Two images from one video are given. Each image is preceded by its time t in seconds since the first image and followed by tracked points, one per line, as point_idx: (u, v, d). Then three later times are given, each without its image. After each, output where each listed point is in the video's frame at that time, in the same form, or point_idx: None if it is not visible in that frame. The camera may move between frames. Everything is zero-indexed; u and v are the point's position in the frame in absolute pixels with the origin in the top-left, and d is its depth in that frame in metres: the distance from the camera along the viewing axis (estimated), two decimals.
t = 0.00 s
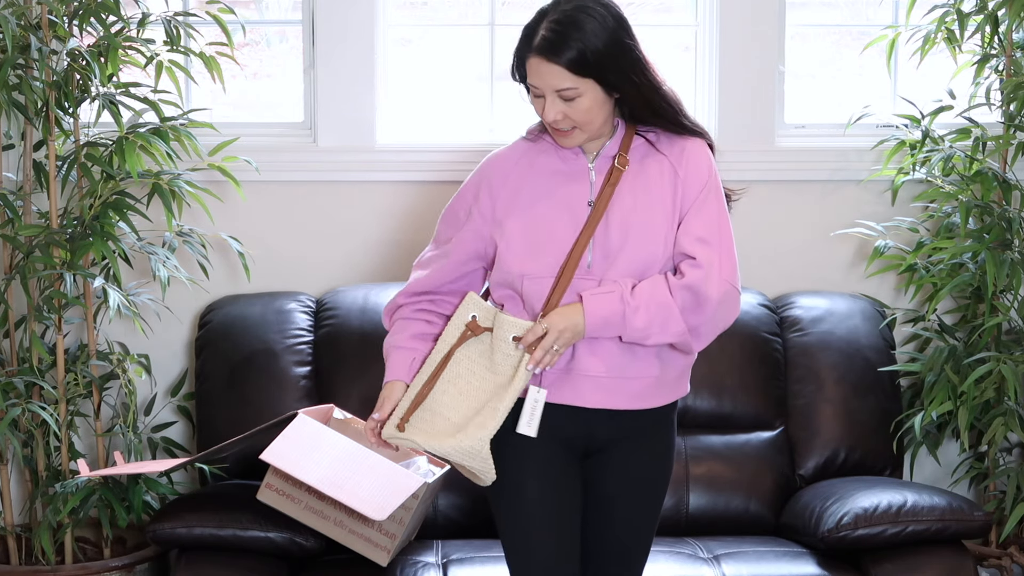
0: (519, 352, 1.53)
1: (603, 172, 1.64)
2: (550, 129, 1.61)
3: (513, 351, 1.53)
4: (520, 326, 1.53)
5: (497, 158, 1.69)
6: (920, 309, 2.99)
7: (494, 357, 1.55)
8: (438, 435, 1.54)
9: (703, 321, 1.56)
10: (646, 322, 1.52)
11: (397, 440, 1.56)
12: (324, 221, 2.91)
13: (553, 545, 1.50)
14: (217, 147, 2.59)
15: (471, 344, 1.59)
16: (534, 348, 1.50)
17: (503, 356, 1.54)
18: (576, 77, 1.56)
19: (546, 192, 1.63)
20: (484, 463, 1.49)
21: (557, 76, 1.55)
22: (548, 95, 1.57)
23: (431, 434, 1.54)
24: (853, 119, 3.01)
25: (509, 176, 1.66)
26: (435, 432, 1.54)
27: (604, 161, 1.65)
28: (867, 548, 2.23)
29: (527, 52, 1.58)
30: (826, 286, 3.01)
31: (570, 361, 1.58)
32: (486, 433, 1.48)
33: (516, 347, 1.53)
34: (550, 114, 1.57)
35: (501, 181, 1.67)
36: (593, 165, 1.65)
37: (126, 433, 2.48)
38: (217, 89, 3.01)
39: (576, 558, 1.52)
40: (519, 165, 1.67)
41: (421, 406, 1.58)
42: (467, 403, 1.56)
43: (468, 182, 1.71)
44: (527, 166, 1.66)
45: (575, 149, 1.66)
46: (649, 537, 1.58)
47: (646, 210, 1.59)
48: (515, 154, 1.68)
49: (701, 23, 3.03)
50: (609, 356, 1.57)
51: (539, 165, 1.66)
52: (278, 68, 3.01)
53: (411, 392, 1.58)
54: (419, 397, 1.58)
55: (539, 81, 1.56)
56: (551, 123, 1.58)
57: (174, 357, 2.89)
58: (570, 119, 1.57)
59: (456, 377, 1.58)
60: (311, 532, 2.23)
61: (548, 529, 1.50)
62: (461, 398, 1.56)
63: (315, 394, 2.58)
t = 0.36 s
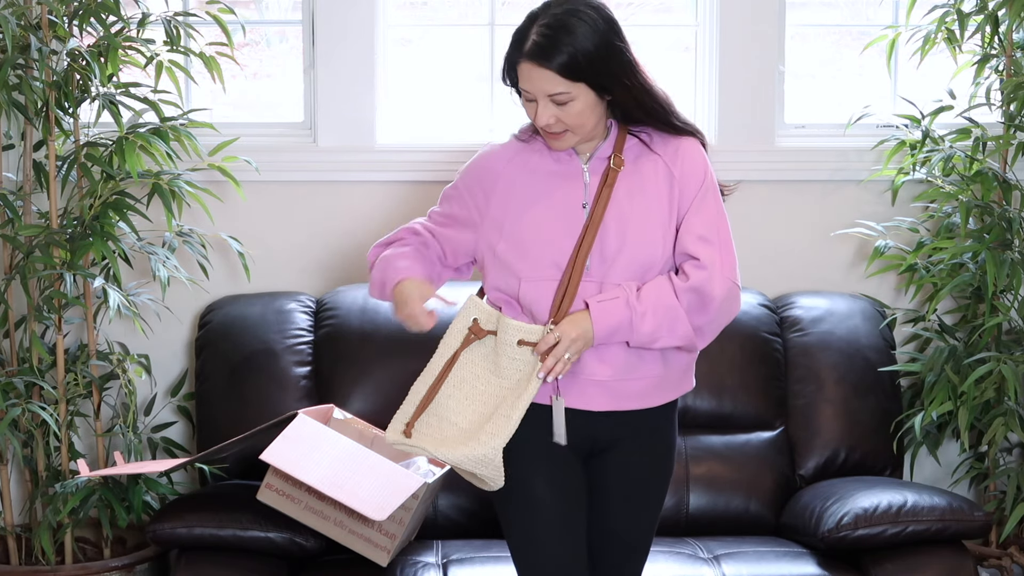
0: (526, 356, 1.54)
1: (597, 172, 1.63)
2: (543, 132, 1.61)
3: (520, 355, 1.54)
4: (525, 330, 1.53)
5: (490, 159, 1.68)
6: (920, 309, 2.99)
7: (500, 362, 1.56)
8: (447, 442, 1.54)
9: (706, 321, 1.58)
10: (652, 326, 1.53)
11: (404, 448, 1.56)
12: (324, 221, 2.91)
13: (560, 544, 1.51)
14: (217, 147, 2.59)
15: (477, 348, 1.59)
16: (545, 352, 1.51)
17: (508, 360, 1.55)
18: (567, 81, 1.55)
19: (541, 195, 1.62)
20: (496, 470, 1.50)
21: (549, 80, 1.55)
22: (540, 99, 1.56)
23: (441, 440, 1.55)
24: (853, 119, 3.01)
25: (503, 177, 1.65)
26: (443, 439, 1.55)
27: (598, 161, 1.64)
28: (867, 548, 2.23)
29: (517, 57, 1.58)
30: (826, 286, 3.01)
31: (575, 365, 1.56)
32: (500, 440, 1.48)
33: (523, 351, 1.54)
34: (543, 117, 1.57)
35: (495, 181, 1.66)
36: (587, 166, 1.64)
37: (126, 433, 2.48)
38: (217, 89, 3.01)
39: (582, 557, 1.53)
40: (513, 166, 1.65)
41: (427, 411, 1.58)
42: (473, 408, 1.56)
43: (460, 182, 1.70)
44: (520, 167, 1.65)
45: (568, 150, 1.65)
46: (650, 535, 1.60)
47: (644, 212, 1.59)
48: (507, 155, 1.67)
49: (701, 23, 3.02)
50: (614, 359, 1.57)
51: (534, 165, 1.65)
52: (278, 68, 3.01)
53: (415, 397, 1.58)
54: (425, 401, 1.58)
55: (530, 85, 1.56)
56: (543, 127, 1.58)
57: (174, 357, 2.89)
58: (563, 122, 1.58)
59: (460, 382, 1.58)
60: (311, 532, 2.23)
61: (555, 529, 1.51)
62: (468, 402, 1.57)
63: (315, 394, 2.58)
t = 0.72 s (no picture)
0: (526, 355, 1.53)
1: (601, 174, 1.63)
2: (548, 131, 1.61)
3: (520, 354, 1.54)
4: (523, 329, 1.53)
5: (493, 158, 1.67)
6: (920, 309, 2.99)
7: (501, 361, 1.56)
8: (450, 443, 1.54)
9: (707, 325, 1.58)
10: (654, 329, 1.54)
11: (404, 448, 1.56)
12: (324, 221, 2.91)
13: (560, 544, 1.51)
14: (217, 147, 2.59)
15: (477, 346, 1.60)
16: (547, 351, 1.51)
17: (509, 360, 1.55)
18: (574, 80, 1.55)
19: (546, 195, 1.62)
20: (501, 472, 1.49)
21: (556, 78, 1.55)
22: (546, 97, 1.56)
23: (443, 441, 1.55)
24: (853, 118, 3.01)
25: (507, 175, 1.65)
26: (447, 440, 1.55)
27: (602, 163, 1.64)
28: (867, 548, 2.23)
29: (525, 54, 1.58)
30: (826, 286, 3.00)
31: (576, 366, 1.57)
32: (505, 441, 1.48)
33: (523, 349, 1.53)
34: (548, 116, 1.57)
35: (499, 180, 1.66)
36: (592, 167, 1.64)
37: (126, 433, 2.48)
38: (217, 89, 3.01)
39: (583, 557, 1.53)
40: (516, 165, 1.65)
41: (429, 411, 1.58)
42: (475, 408, 1.56)
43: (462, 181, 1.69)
44: (523, 167, 1.65)
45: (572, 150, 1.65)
46: (650, 535, 1.59)
47: (648, 213, 1.59)
48: (511, 153, 1.67)
49: (701, 23, 3.02)
50: (615, 360, 1.57)
51: (537, 166, 1.64)
52: (278, 68, 3.01)
53: (417, 397, 1.59)
54: (428, 400, 1.58)
55: (537, 82, 1.56)
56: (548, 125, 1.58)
57: (174, 356, 2.89)
58: (569, 122, 1.57)
59: (462, 382, 1.58)
60: (311, 532, 2.22)
61: (556, 528, 1.51)
62: (470, 402, 1.57)
63: (315, 394, 2.58)
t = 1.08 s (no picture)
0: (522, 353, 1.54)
1: (603, 173, 1.63)
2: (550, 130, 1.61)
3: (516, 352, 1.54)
4: (521, 326, 1.52)
5: (496, 157, 1.67)
6: (920, 309, 2.99)
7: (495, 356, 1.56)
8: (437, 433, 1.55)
9: (706, 324, 1.59)
10: (652, 325, 1.54)
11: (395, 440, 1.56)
12: (324, 221, 2.91)
13: (565, 544, 1.51)
14: (217, 147, 2.59)
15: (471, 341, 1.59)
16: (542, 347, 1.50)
17: (503, 355, 1.54)
18: (580, 78, 1.56)
19: (545, 192, 1.62)
20: (485, 462, 1.51)
21: (561, 76, 1.55)
22: (551, 94, 1.56)
23: (433, 433, 1.56)
24: (853, 118, 3.01)
25: (507, 174, 1.65)
26: (435, 432, 1.56)
27: (605, 162, 1.64)
28: (867, 548, 2.23)
29: (530, 52, 1.58)
30: (826, 286, 3.00)
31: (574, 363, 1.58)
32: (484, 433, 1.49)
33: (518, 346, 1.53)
34: (552, 114, 1.57)
35: (500, 180, 1.65)
36: (594, 166, 1.64)
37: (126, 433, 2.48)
38: (217, 89, 3.01)
39: (585, 558, 1.53)
40: (518, 163, 1.65)
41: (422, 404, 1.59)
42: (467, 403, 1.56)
43: (461, 180, 1.69)
44: (525, 164, 1.65)
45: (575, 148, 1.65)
46: (654, 536, 1.59)
47: (647, 211, 1.59)
48: (513, 151, 1.67)
49: (701, 23, 3.02)
50: (613, 358, 1.58)
51: (540, 164, 1.64)
52: (278, 68, 3.01)
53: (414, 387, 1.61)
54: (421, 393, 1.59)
55: (542, 80, 1.56)
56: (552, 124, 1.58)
57: (174, 357, 2.89)
58: (572, 121, 1.57)
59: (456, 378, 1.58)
60: (311, 532, 2.22)
61: (560, 529, 1.51)
62: (462, 397, 1.57)
63: (315, 394, 2.58)
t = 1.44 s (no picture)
0: (532, 356, 1.53)
1: (608, 170, 1.63)
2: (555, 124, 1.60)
3: (526, 355, 1.53)
4: (533, 329, 1.52)
5: (500, 153, 1.66)
6: (920, 309, 2.99)
7: (505, 359, 1.55)
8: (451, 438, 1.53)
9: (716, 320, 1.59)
10: (663, 327, 1.54)
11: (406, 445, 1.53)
12: (324, 221, 2.91)
13: (566, 545, 1.51)
14: (217, 147, 2.59)
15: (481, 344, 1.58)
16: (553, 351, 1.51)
17: (515, 359, 1.54)
18: (587, 71, 1.56)
19: (553, 188, 1.61)
20: (501, 468, 1.49)
21: (571, 67, 1.55)
22: (558, 86, 1.56)
23: (445, 438, 1.53)
24: (854, 118, 3.01)
25: (514, 171, 1.64)
26: (449, 437, 1.54)
27: (610, 158, 1.64)
28: (867, 548, 2.23)
29: (538, 44, 1.58)
30: (826, 286, 3.00)
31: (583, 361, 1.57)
32: (505, 439, 1.48)
33: (530, 350, 1.53)
34: (559, 106, 1.56)
35: (507, 176, 1.64)
36: (599, 162, 1.64)
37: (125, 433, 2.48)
38: (217, 89, 3.01)
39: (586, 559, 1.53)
40: (524, 160, 1.64)
41: (431, 408, 1.56)
42: (478, 407, 1.55)
43: (467, 176, 1.68)
44: (532, 161, 1.64)
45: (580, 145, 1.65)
46: (656, 536, 1.59)
47: (655, 209, 1.60)
48: (519, 148, 1.66)
49: (701, 23, 3.03)
50: (623, 357, 1.58)
51: (546, 161, 1.64)
52: (278, 68, 3.01)
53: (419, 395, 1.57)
54: (431, 399, 1.56)
55: (550, 72, 1.56)
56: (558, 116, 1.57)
57: (174, 357, 2.89)
58: (578, 114, 1.57)
59: (466, 380, 1.57)
60: (311, 532, 2.22)
61: (562, 531, 1.51)
62: (473, 401, 1.56)
63: (315, 394, 2.58)
